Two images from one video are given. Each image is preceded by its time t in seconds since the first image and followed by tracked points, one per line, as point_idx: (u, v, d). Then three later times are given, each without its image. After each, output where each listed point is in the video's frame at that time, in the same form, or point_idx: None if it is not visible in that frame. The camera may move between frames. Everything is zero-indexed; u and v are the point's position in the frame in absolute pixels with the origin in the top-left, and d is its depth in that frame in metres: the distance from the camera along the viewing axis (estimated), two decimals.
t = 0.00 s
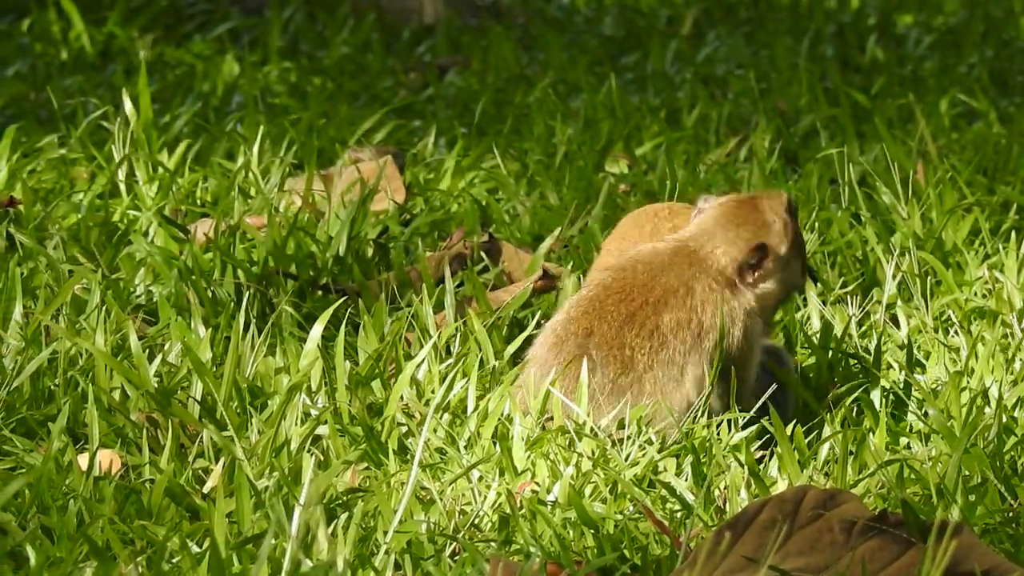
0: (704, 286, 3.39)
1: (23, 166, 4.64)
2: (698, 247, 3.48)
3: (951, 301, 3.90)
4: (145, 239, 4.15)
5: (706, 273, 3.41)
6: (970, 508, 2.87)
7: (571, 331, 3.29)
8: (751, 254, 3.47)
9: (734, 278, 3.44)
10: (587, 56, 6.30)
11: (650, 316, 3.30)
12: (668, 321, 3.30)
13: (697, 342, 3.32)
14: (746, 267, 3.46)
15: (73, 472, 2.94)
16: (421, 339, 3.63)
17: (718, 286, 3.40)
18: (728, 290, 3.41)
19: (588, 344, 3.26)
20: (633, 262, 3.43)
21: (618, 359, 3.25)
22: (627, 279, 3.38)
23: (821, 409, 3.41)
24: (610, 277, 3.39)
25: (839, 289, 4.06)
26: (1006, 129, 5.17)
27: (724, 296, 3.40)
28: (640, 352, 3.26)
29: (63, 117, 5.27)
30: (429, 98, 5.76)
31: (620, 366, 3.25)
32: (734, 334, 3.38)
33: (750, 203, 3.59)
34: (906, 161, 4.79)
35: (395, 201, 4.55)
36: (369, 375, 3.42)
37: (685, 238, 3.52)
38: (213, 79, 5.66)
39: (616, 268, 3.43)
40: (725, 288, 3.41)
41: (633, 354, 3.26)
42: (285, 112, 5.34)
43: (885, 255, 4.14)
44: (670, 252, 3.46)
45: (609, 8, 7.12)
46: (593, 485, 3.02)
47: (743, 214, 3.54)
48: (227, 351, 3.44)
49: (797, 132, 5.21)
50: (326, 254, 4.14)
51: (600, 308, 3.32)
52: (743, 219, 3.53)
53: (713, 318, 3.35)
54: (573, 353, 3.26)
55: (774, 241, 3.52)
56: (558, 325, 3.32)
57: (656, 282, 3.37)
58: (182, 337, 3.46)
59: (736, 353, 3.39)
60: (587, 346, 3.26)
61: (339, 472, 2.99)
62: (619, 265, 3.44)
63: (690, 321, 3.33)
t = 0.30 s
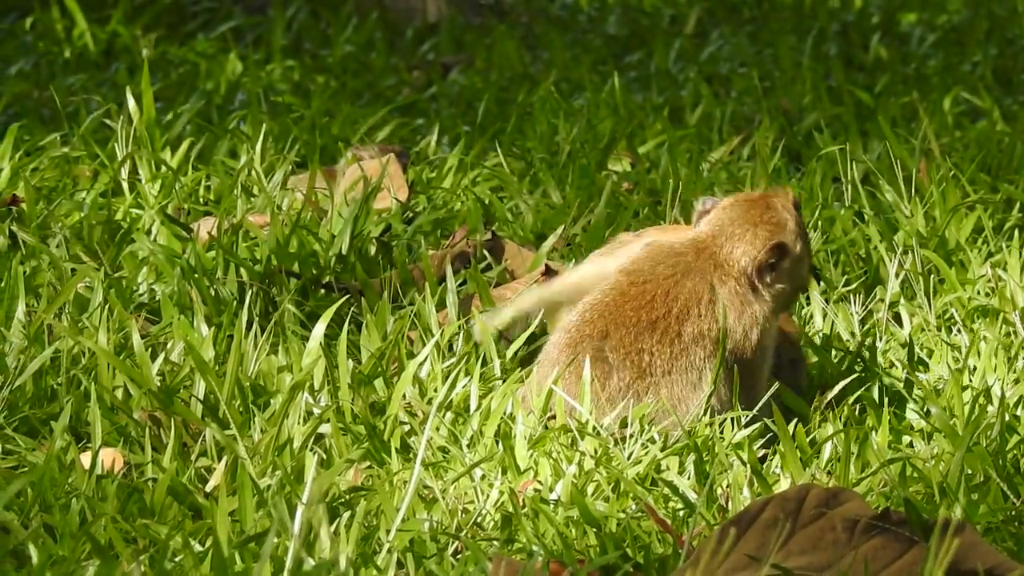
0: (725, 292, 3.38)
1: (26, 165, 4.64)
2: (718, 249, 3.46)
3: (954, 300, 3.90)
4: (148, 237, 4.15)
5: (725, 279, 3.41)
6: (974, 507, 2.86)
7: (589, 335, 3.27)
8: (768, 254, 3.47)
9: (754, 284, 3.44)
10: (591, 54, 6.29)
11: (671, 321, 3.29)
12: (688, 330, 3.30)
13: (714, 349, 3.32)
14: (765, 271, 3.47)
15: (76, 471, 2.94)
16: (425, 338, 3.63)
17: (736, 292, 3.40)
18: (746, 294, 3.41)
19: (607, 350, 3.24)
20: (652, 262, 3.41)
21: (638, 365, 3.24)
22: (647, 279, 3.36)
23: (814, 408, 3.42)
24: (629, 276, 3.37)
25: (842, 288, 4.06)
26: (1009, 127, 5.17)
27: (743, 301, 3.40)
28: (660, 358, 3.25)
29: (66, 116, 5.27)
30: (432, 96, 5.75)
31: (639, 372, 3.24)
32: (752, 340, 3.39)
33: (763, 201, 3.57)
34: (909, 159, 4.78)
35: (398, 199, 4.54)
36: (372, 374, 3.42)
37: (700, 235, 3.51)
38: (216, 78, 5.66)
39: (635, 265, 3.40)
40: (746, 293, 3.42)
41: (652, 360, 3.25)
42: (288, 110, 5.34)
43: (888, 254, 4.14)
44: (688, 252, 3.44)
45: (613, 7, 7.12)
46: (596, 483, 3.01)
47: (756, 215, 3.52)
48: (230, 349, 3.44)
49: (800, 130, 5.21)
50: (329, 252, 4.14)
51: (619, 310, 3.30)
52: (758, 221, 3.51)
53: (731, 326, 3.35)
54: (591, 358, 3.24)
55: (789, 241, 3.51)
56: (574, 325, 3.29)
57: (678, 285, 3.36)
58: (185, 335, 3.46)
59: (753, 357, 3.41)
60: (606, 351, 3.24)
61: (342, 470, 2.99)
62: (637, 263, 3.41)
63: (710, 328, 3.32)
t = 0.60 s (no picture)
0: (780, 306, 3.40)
1: (30, 163, 4.64)
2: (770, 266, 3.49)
3: (957, 298, 3.90)
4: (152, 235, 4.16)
5: (781, 292, 3.44)
6: (977, 505, 2.86)
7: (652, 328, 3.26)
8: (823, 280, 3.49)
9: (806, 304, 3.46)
10: (594, 51, 6.29)
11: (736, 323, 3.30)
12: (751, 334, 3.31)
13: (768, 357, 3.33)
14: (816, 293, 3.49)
15: (80, 468, 2.95)
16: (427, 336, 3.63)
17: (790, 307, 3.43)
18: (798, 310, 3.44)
19: (676, 343, 3.24)
20: (709, 270, 3.43)
21: (701, 362, 3.24)
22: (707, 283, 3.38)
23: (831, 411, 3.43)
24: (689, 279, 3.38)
25: (846, 285, 4.05)
26: (1012, 125, 5.17)
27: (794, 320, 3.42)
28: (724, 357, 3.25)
29: (70, 113, 5.28)
30: (435, 94, 5.75)
31: (700, 369, 3.24)
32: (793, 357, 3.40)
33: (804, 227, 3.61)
34: (912, 156, 4.78)
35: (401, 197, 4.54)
36: (376, 372, 3.42)
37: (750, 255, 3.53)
38: (220, 75, 5.66)
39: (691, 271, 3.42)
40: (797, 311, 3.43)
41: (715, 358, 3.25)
42: (291, 108, 5.34)
43: (892, 251, 4.13)
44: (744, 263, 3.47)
45: (616, 4, 7.12)
46: (600, 481, 3.02)
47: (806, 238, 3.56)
48: (233, 347, 3.45)
49: (804, 127, 5.21)
50: (332, 250, 4.14)
51: (686, 307, 3.31)
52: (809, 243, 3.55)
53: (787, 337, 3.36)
54: (657, 350, 3.23)
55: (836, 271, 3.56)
56: (637, 315, 3.29)
57: (739, 291, 3.38)
58: (188, 333, 3.46)
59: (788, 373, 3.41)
60: (673, 344, 3.24)
61: (345, 468, 2.99)
62: (693, 268, 3.43)
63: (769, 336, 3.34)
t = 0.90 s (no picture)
0: (731, 281, 3.36)
1: (32, 162, 4.64)
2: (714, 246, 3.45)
3: (960, 297, 3.90)
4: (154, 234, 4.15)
5: (733, 270, 3.39)
6: (979, 504, 2.86)
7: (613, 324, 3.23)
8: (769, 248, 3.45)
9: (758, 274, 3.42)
10: (596, 50, 6.29)
11: (690, 305, 3.27)
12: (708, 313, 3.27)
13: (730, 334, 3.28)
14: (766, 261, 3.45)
15: (82, 468, 2.95)
16: (429, 335, 3.64)
17: (745, 282, 3.39)
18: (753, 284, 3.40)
19: (638, 334, 3.20)
20: (659, 258, 3.40)
21: (666, 351, 3.20)
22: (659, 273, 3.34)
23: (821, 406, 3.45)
24: (639, 272, 3.34)
25: (848, 285, 4.06)
26: (1014, 124, 5.17)
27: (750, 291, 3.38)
28: (685, 339, 3.21)
29: (72, 113, 5.28)
30: (437, 93, 5.75)
31: (666, 357, 3.19)
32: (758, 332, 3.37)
33: (748, 203, 3.59)
34: (914, 156, 4.78)
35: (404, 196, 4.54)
36: (378, 371, 3.42)
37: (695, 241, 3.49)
38: (222, 75, 5.67)
39: (642, 264, 3.38)
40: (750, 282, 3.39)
41: (679, 343, 3.21)
42: (294, 108, 5.34)
43: (893, 251, 4.14)
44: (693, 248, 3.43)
45: (618, 3, 7.12)
46: (601, 480, 3.02)
47: (749, 214, 3.53)
48: (235, 347, 3.45)
49: (806, 127, 5.20)
50: (335, 250, 4.14)
51: (639, 296, 3.27)
52: (753, 219, 3.52)
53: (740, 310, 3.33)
54: (622, 345, 3.20)
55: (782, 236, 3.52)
56: (592, 317, 3.25)
57: (688, 275, 3.34)
58: (190, 332, 3.46)
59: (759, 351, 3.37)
60: (636, 335, 3.20)
61: (347, 468, 2.99)
62: (643, 261, 3.40)
63: (725, 312, 3.29)
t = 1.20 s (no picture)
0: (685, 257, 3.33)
1: (31, 161, 4.64)
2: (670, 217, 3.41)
3: (958, 296, 3.90)
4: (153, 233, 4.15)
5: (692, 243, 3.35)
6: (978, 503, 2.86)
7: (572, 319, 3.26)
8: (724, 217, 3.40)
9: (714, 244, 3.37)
10: (595, 50, 6.29)
11: (645, 289, 3.26)
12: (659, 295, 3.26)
13: (688, 312, 3.28)
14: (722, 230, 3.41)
15: (80, 467, 2.94)
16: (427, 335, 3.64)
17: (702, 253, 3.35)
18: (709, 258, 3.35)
19: (594, 330, 3.22)
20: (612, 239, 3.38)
21: (622, 344, 3.21)
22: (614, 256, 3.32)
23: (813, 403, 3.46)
24: (592, 258, 3.33)
25: (847, 284, 4.06)
26: (1013, 123, 5.17)
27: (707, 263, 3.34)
28: (643, 325, 3.22)
29: (71, 112, 5.27)
30: (436, 92, 5.74)
31: (624, 351, 3.21)
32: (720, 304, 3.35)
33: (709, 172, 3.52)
34: (913, 155, 4.78)
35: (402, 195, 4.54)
36: (376, 370, 3.42)
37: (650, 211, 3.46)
38: (221, 74, 5.66)
39: (594, 247, 3.36)
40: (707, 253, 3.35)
41: (637, 330, 3.22)
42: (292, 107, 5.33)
43: (892, 250, 4.14)
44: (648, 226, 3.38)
45: (617, 2, 7.11)
46: (600, 479, 3.01)
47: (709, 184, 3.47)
48: (234, 346, 3.44)
49: (805, 126, 5.20)
50: (333, 249, 4.13)
51: (594, 287, 3.27)
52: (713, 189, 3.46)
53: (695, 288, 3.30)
54: (578, 342, 3.22)
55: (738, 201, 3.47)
56: (550, 313, 3.28)
57: (640, 257, 3.31)
58: (189, 331, 3.46)
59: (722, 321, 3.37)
60: (594, 327, 3.22)
61: (346, 467, 2.99)
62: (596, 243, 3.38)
63: (678, 295, 3.28)
